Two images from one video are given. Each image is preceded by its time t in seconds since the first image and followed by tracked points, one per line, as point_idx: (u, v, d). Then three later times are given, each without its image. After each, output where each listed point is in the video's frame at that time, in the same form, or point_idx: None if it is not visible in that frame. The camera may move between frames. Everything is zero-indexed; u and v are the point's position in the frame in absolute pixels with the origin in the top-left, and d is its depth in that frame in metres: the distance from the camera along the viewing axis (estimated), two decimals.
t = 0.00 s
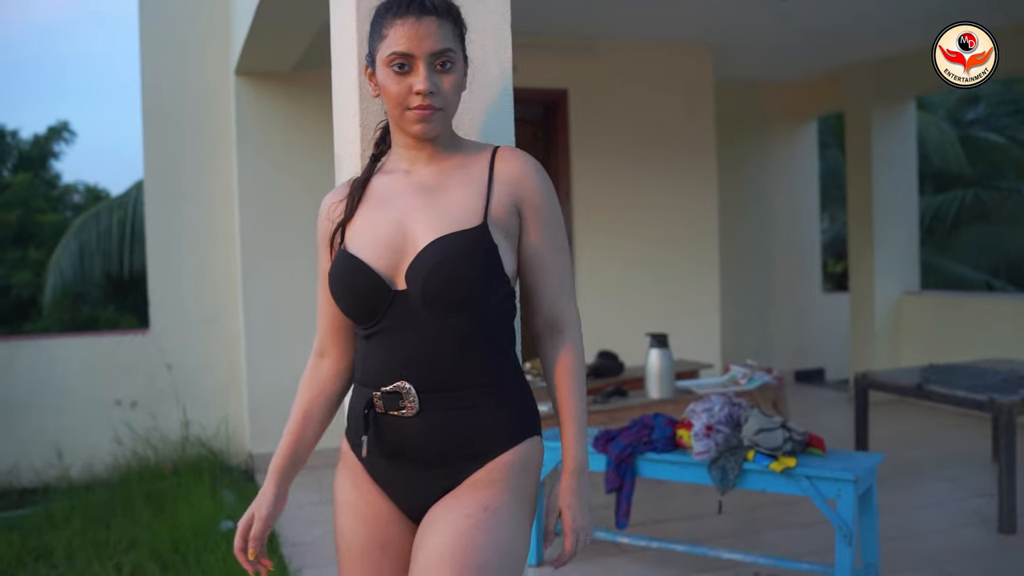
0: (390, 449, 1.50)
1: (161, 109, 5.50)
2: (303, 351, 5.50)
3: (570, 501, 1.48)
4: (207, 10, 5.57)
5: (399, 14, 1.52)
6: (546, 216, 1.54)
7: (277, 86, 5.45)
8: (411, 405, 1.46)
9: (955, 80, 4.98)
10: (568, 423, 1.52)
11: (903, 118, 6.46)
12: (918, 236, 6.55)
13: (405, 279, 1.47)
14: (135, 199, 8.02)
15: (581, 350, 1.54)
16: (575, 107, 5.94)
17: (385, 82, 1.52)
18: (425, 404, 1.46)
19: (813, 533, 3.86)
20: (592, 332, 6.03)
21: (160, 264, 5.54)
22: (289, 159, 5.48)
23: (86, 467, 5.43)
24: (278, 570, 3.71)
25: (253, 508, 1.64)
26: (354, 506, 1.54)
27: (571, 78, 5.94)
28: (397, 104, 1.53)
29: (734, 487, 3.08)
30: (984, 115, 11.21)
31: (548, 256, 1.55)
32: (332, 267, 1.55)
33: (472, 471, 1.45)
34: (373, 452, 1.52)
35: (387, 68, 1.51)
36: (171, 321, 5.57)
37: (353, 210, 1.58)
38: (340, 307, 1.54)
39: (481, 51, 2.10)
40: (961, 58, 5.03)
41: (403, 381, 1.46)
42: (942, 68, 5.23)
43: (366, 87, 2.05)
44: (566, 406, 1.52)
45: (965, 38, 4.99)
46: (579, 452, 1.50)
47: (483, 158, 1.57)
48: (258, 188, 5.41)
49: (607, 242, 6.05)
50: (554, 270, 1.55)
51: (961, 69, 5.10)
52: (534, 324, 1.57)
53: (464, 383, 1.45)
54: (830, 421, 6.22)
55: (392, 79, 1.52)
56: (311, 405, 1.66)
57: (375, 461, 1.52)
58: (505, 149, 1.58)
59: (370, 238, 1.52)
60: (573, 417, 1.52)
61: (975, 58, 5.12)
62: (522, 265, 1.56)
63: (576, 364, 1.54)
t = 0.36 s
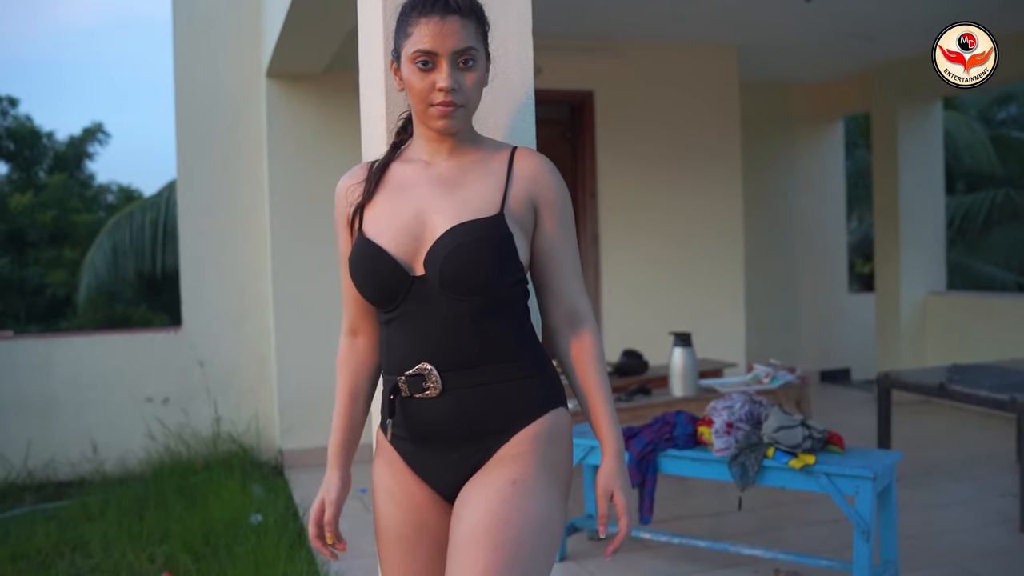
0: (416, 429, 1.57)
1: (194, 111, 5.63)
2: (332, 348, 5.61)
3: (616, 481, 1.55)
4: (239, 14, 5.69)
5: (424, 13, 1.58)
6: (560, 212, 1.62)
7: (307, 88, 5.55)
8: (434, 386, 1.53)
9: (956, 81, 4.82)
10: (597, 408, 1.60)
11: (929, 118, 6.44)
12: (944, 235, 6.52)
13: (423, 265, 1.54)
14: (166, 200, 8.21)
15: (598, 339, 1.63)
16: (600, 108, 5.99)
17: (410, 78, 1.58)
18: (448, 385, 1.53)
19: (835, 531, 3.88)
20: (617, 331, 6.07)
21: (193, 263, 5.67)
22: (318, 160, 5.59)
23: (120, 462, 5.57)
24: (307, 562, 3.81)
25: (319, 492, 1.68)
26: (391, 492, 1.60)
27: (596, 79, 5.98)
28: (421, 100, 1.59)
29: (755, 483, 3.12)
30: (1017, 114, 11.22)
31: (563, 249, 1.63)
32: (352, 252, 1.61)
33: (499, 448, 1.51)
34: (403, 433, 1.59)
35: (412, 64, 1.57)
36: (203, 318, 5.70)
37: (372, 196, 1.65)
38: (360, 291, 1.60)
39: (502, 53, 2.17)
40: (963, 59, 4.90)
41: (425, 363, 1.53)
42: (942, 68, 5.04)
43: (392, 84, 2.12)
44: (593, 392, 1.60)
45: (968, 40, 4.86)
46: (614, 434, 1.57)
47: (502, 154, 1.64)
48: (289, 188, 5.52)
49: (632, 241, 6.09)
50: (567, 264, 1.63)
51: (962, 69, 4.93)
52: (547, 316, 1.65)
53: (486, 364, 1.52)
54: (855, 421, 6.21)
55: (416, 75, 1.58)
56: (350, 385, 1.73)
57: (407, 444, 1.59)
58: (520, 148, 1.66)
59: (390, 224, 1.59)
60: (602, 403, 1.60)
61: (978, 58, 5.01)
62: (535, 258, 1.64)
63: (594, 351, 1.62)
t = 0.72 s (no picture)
0: (435, 425, 1.62)
1: (218, 115, 5.73)
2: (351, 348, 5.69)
3: (637, 469, 1.61)
4: (262, 18, 5.78)
5: (438, 22, 1.63)
6: (569, 219, 1.69)
7: (328, 92, 5.64)
8: (455, 382, 1.58)
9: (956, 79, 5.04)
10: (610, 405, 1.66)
11: (948, 119, 6.43)
12: (963, 238, 6.50)
13: (441, 266, 1.59)
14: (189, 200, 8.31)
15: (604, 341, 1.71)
16: (618, 110, 6.04)
17: (425, 86, 1.64)
18: (468, 381, 1.58)
19: (849, 531, 3.91)
20: (634, 332, 6.11)
21: (216, 264, 5.78)
22: (339, 163, 5.68)
23: (144, 459, 5.68)
24: (326, 559, 3.89)
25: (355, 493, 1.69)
26: (409, 488, 1.64)
27: (614, 83, 6.03)
28: (436, 107, 1.65)
29: (766, 483, 3.16)
30: None
31: (572, 254, 1.70)
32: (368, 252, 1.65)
33: (518, 440, 1.58)
34: (422, 431, 1.63)
35: (427, 72, 1.63)
36: (226, 319, 5.80)
37: (386, 198, 1.69)
38: (376, 290, 1.64)
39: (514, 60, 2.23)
40: (963, 60, 5.11)
41: (445, 360, 1.58)
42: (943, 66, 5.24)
43: (408, 90, 2.18)
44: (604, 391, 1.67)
45: (968, 42, 5.00)
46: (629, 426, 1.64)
47: (514, 163, 1.71)
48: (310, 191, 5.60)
49: (649, 244, 6.12)
50: (574, 269, 1.71)
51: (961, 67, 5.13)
52: (555, 320, 1.72)
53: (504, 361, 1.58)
54: (872, 423, 6.21)
55: (431, 83, 1.64)
56: (365, 378, 1.76)
57: (426, 441, 1.63)
58: (528, 157, 1.74)
59: (407, 226, 1.64)
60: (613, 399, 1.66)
61: (976, 58, 5.26)
62: (545, 263, 1.71)
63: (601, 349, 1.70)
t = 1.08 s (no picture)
0: (455, 430, 1.66)
1: (236, 120, 5.82)
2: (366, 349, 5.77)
3: (628, 478, 1.76)
4: (278, 24, 5.86)
5: (444, 38, 1.70)
6: (573, 233, 1.80)
7: (343, 97, 5.73)
8: (477, 386, 1.64)
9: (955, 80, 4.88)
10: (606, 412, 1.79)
11: (960, 123, 6.43)
12: (975, 241, 6.51)
13: (464, 274, 1.66)
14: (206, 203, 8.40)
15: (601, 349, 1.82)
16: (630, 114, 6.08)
17: (432, 99, 1.70)
18: (488, 385, 1.65)
19: (857, 533, 3.94)
20: (645, 335, 6.14)
21: (233, 266, 5.87)
22: (354, 167, 5.76)
23: (161, 459, 5.77)
24: (340, 556, 3.96)
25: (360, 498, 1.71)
26: (419, 491, 1.68)
27: (626, 88, 6.07)
28: (443, 119, 1.71)
29: (773, 484, 3.20)
30: None
31: (575, 266, 1.81)
32: (386, 260, 1.69)
33: (532, 440, 1.68)
34: (437, 437, 1.67)
35: (434, 86, 1.69)
36: (242, 320, 5.89)
37: (401, 206, 1.74)
38: (393, 297, 1.67)
39: (521, 76, 2.26)
40: (963, 60, 4.98)
41: (466, 365, 1.65)
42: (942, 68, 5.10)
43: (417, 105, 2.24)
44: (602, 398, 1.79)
45: (967, 41, 4.93)
46: (624, 434, 1.77)
47: (521, 179, 1.80)
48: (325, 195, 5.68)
49: (661, 248, 6.16)
50: (576, 281, 1.81)
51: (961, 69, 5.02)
52: (558, 329, 1.83)
53: (519, 366, 1.67)
54: (882, 426, 6.23)
55: (438, 96, 1.70)
56: (363, 379, 1.78)
57: (443, 446, 1.67)
58: (532, 174, 1.84)
59: (426, 234, 1.69)
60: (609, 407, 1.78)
61: (977, 58, 5.10)
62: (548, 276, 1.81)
63: (598, 358, 1.82)
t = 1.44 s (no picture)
0: (467, 437, 1.70)
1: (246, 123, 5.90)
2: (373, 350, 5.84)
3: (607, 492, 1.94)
4: (286, 28, 5.93)
5: (440, 51, 1.76)
6: (566, 252, 1.92)
7: (351, 101, 5.79)
8: (489, 393, 1.70)
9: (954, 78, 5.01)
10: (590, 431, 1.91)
11: (965, 124, 6.46)
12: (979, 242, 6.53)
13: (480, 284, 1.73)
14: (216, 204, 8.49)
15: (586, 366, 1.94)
16: (636, 117, 6.14)
17: (431, 110, 1.76)
18: (498, 394, 1.71)
19: (858, 532, 3.99)
20: (650, 335, 6.19)
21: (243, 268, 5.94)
22: (361, 169, 5.83)
23: (172, 458, 5.86)
24: (347, 554, 4.03)
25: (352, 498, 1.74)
26: (416, 493, 1.71)
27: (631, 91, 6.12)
28: (442, 128, 1.76)
29: (773, 483, 3.25)
30: None
31: (567, 285, 1.92)
32: (400, 268, 1.71)
33: (535, 444, 1.74)
34: (453, 445, 1.69)
35: (432, 97, 1.75)
36: (252, 322, 5.97)
37: (412, 215, 1.78)
38: (406, 305, 1.70)
39: (520, 87, 2.22)
40: (962, 60, 5.14)
41: (478, 374, 1.70)
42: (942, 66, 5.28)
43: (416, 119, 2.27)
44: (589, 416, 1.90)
45: (967, 41, 5.04)
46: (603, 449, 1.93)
47: (518, 198, 1.90)
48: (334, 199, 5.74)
49: (666, 249, 6.21)
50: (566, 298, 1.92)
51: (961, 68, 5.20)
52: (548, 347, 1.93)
53: (524, 374, 1.75)
54: (886, 426, 6.26)
55: (436, 106, 1.76)
56: (354, 378, 1.80)
57: (457, 451, 1.70)
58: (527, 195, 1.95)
59: (441, 245, 1.74)
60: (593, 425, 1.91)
61: (976, 59, 5.23)
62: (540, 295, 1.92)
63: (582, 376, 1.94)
